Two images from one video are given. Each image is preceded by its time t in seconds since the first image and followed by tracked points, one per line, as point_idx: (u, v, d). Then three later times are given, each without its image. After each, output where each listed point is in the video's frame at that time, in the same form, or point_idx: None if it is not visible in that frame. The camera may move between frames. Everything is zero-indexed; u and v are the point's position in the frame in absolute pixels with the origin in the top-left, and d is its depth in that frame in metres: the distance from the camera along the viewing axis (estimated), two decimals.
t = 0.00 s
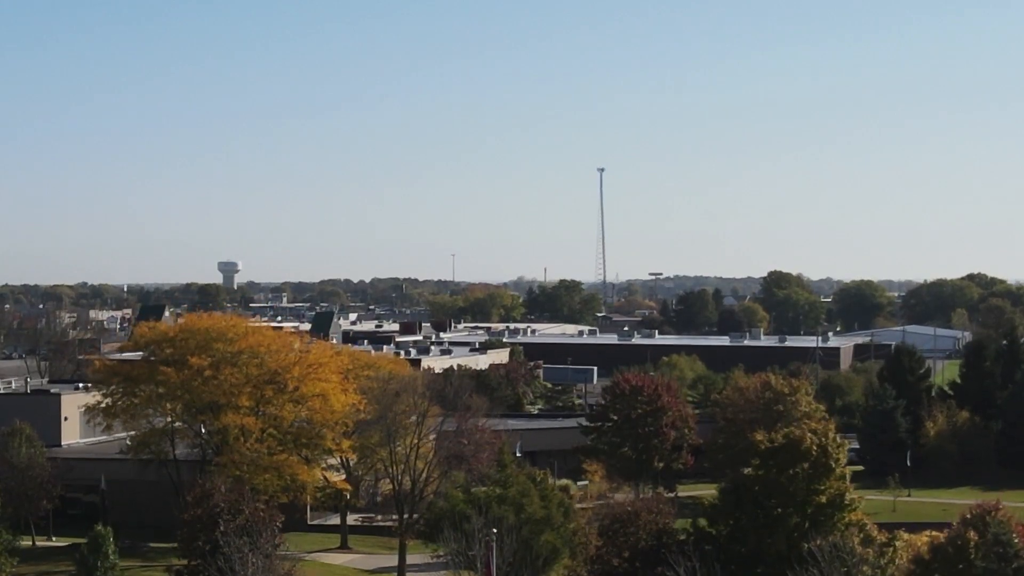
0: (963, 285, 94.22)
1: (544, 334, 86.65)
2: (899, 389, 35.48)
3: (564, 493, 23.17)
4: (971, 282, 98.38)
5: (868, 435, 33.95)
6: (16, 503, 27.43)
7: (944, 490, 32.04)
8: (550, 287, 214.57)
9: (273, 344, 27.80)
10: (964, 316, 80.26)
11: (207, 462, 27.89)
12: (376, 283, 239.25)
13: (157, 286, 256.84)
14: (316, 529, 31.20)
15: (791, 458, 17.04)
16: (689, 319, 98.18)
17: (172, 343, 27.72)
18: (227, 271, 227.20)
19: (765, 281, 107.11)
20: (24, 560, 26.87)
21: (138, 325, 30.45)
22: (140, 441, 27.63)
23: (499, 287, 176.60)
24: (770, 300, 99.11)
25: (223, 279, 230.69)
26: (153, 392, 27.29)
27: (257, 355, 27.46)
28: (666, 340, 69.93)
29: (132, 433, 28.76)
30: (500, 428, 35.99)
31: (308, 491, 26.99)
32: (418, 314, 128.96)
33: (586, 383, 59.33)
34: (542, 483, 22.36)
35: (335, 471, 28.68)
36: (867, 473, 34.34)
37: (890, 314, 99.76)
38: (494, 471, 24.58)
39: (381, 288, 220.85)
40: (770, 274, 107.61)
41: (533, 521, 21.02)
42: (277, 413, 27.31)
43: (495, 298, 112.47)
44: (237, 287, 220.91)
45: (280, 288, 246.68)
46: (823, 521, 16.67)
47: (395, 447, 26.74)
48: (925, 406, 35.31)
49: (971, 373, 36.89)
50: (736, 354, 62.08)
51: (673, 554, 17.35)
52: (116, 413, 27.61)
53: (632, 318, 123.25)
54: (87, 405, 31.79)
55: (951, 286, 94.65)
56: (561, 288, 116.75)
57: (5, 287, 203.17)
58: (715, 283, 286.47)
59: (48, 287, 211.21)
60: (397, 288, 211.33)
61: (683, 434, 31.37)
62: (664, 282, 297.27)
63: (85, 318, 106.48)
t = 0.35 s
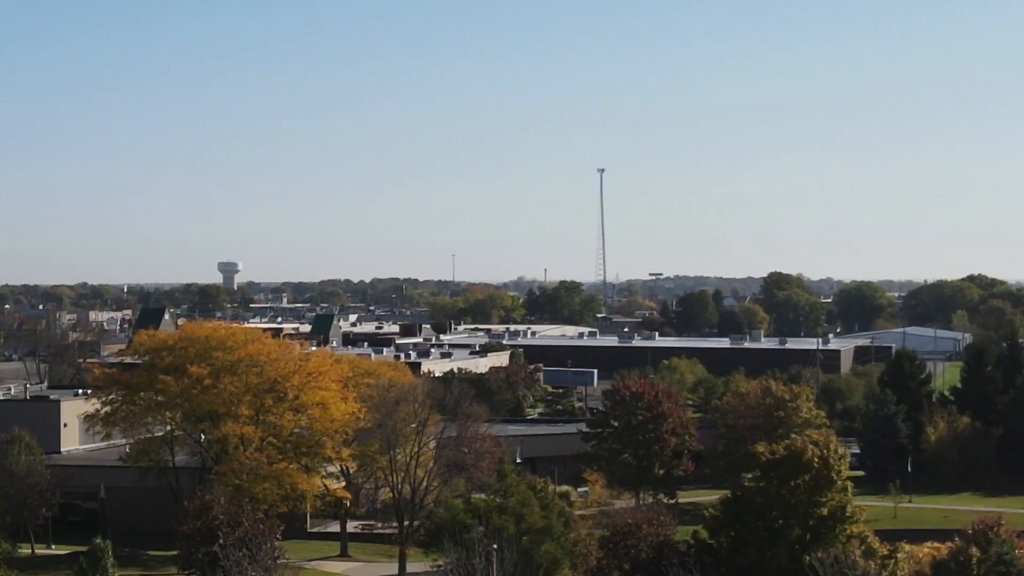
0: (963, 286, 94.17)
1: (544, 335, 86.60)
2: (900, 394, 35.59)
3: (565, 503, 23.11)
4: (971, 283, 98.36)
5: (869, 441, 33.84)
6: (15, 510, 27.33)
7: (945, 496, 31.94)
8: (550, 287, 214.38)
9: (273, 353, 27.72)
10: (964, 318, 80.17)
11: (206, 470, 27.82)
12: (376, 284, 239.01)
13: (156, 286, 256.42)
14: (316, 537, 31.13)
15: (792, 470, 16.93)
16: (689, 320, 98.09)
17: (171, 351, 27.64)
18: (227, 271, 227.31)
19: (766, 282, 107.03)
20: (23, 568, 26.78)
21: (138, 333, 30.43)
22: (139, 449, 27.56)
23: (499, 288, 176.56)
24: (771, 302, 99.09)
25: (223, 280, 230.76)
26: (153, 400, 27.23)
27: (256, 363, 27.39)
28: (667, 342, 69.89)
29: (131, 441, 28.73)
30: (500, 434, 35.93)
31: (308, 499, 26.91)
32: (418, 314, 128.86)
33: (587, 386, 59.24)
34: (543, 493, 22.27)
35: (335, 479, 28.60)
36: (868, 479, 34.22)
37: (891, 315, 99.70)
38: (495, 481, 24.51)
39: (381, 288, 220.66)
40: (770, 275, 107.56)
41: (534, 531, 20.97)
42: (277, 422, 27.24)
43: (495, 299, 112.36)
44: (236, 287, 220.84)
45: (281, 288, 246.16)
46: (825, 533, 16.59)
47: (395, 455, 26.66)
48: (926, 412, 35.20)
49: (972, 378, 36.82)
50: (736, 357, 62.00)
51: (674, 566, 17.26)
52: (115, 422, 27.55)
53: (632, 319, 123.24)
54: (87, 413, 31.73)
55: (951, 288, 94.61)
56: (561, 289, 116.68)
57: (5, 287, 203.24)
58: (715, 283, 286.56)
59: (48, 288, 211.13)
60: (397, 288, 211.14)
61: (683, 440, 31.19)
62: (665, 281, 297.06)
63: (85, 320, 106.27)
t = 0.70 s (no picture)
0: (963, 283, 94.13)
1: (544, 334, 86.54)
2: (900, 395, 35.55)
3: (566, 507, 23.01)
4: (971, 281, 98.29)
5: (870, 442, 33.80)
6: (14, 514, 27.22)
7: (945, 498, 31.87)
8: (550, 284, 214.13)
9: (273, 356, 27.64)
10: (964, 316, 80.08)
11: (206, 473, 27.75)
12: (376, 280, 238.63)
13: (156, 283, 256.18)
14: (316, 540, 31.09)
15: (792, 478, 16.70)
16: (688, 318, 97.94)
17: (171, 355, 27.56)
18: (227, 266, 227.30)
19: (766, 279, 106.88)
20: (23, 572, 26.67)
21: (137, 337, 30.38)
22: (139, 453, 27.47)
23: (499, 286, 176.41)
24: (771, 299, 98.98)
25: (223, 276, 230.64)
26: (152, 405, 27.16)
27: (256, 366, 27.31)
28: (666, 340, 69.74)
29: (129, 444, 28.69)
30: (500, 435, 35.85)
31: (308, 503, 26.85)
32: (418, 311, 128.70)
33: (587, 384, 59.13)
34: (544, 497, 22.22)
35: (335, 482, 28.57)
36: (870, 480, 34.17)
37: (891, 313, 99.63)
38: (496, 485, 24.35)
39: (382, 285, 220.39)
40: (770, 272, 107.46)
41: (534, 536, 20.93)
42: (277, 425, 27.14)
43: (495, 297, 112.17)
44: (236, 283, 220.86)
45: (280, 284, 245.96)
46: (826, 542, 16.46)
47: (395, 459, 26.62)
48: (928, 412, 35.14)
49: (973, 379, 36.78)
50: (736, 356, 61.90)
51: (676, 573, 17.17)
52: (114, 426, 27.45)
53: (632, 316, 123.13)
54: (87, 415, 31.65)
55: (951, 285, 94.51)
56: (561, 287, 116.50)
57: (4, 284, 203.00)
58: (715, 280, 286.49)
59: (48, 284, 210.86)
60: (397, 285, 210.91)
61: (683, 441, 31.08)
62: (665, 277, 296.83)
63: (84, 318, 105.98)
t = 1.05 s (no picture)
0: (964, 276, 94.06)
1: (544, 327, 86.44)
2: (901, 391, 35.64)
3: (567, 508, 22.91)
4: (972, 273, 98.22)
5: (872, 439, 33.74)
6: (13, 512, 27.16)
7: (946, 495, 31.81)
8: (550, 275, 213.98)
9: (273, 355, 27.56)
10: (965, 309, 80.01)
11: (205, 473, 27.68)
12: (375, 272, 238.40)
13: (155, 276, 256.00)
14: (316, 538, 31.07)
15: (794, 480, 16.62)
16: (689, 310, 97.86)
17: (169, 355, 27.48)
18: (227, 258, 227.28)
19: (766, 271, 106.76)
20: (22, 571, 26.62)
21: (137, 336, 30.35)
22: (138, 452, 27.39)
23: (499, 278, 176.26)
24: (771, 292, 98.94)
25: (223, 268, 230.46)
26: (151, 404, 27.07)
27: (256, 366, 27.22)
28: (667, 334, 69.68)
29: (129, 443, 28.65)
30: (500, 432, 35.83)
31: (308, 503, 26.80)
32: (418, 303, 128.59)
33: (588, 378, 59.06)
34: (544, 496, 22.18)
35: (335, 481, 28.52)
36: (871, 477, 34.12)
37: (891, 305, 99.55)
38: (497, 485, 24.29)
39: (382, 277, 220.23)
40: (771, 264, 107.37)
41: (534, 537, 20.90)
42: (277, 425, 27.07)
43: (495, 289, 112.02)
44: (236, 275, 220.65)
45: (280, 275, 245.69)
46: (827, 544, 16.40)
47: (395, 458, 26.57)
48: (929, 409, 35.10)
49: (974, 375, 36.70)
50: (737, 350, 61.86)
51: None
52: (114, 425, 27.38)
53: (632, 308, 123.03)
54: (86, 413, 31.61)
55: (952, 277, 94.42)
56: (561, 279, 116.39)
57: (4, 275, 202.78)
58: (715, 271, 286.23)
59: (48, 275, 210.54)
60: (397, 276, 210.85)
61: (684, 439, 31.06)
62: (665, 268, 296.57)
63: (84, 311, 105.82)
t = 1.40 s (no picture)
0: (964, 267, 93.98)
1: (545, 318, 86.33)
2: (902, 386, 35.66)
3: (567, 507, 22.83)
4: (973, 264, 98.14)
5: (872, 434, 33.70)
6: (12, 510, 27.09)
7: (946, 490, 31.77)
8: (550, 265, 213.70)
9: (272, 353, 27.46)
10: (965, 300, 79.91)
11: (204, 470, 27.60)
12: (376, 261, 238.43)
13: (156, 266, 255.68)
14: (315, 534, 31.05)
15: (795, 480, 16.52)
16: (689, 301, 97.78)
17: (168, 352, 27.38)
18: (227, 248, 227.33)
19: (766, 262, 106.64)
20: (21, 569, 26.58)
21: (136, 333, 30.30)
22: (136, 449, 27.29)
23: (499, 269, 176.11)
24: (771, 283, 98.85)
25: (223, 258, 230.40)
26: (150, 402, 26.98)
27: (255, 364, 27.12)
28: (668, 325, 69.59)
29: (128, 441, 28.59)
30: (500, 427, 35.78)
31: (307, 501, 26.73)
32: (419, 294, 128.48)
33: (588, 371, 58.99)
34: (545, 495, 22.14)
35: (334, 479, 28.47)
36: (872, 472, 34.10)
37: (891, 296, 99.47)
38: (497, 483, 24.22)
39: (382, 267, 219.94)
40: (771, 255, 107.25)
41: (534, 536, 20.84)
42: (276, 423, 26.98)
43: (495, 281, 111.88)
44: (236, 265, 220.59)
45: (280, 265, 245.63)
46: (829, 546, 16.32)
47: (394, 455, 26.50)
48: (929, 404, 35.08)
49: (974, 370, 36.66)
50: (737, 342, 61.79)
51: None
52: (112, 422, 27.30)
53: (633, 298, 122.96)
54: (85, 409, 31.55)
55: (952, 269, 94.32)
56: (562, 270, 116.26)
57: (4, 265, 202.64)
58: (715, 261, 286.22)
59: (47, 265, 210.35)
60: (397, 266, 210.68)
61: (685, 435, 30.99)
62: (665, 258, 296.40)
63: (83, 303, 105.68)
